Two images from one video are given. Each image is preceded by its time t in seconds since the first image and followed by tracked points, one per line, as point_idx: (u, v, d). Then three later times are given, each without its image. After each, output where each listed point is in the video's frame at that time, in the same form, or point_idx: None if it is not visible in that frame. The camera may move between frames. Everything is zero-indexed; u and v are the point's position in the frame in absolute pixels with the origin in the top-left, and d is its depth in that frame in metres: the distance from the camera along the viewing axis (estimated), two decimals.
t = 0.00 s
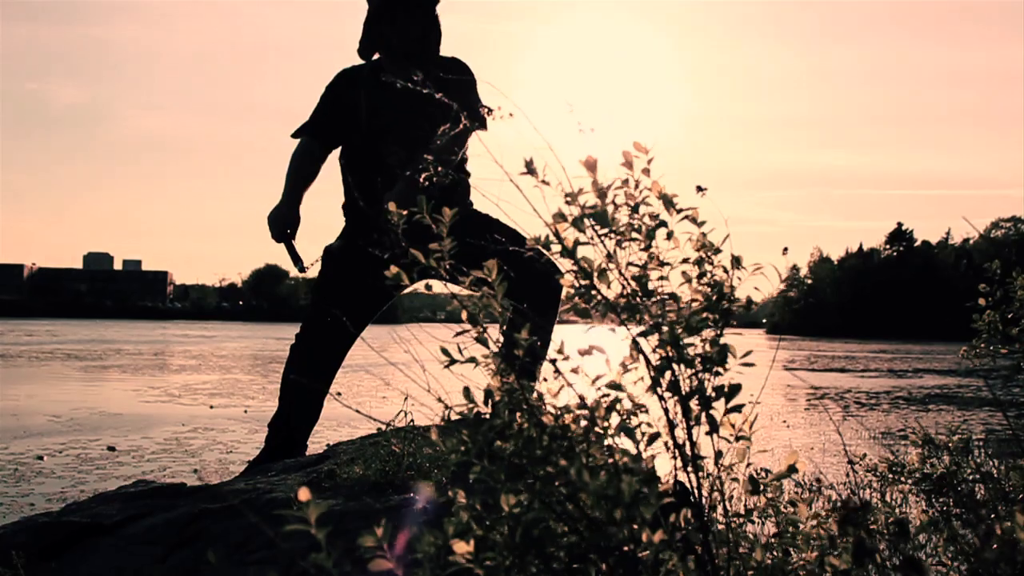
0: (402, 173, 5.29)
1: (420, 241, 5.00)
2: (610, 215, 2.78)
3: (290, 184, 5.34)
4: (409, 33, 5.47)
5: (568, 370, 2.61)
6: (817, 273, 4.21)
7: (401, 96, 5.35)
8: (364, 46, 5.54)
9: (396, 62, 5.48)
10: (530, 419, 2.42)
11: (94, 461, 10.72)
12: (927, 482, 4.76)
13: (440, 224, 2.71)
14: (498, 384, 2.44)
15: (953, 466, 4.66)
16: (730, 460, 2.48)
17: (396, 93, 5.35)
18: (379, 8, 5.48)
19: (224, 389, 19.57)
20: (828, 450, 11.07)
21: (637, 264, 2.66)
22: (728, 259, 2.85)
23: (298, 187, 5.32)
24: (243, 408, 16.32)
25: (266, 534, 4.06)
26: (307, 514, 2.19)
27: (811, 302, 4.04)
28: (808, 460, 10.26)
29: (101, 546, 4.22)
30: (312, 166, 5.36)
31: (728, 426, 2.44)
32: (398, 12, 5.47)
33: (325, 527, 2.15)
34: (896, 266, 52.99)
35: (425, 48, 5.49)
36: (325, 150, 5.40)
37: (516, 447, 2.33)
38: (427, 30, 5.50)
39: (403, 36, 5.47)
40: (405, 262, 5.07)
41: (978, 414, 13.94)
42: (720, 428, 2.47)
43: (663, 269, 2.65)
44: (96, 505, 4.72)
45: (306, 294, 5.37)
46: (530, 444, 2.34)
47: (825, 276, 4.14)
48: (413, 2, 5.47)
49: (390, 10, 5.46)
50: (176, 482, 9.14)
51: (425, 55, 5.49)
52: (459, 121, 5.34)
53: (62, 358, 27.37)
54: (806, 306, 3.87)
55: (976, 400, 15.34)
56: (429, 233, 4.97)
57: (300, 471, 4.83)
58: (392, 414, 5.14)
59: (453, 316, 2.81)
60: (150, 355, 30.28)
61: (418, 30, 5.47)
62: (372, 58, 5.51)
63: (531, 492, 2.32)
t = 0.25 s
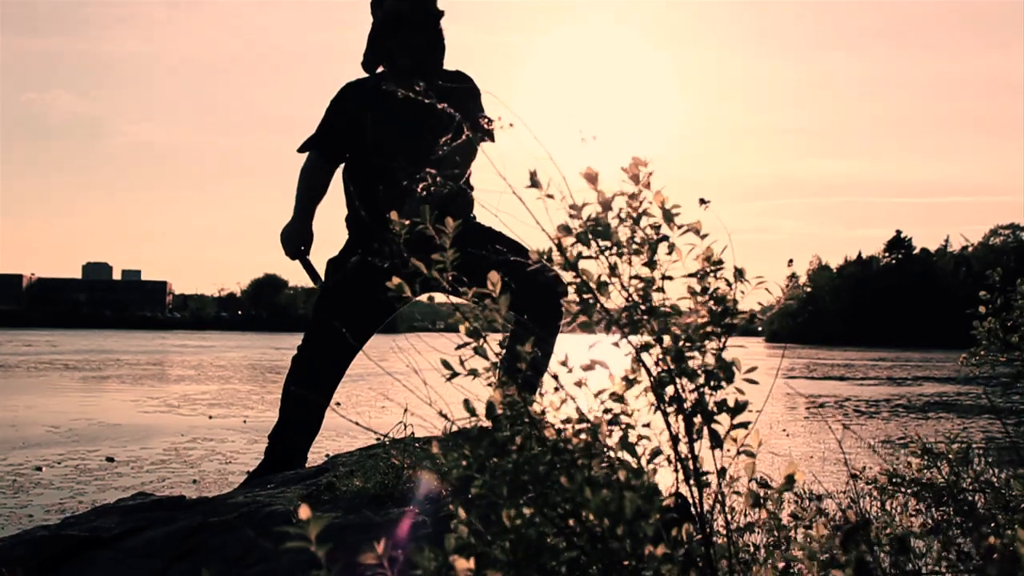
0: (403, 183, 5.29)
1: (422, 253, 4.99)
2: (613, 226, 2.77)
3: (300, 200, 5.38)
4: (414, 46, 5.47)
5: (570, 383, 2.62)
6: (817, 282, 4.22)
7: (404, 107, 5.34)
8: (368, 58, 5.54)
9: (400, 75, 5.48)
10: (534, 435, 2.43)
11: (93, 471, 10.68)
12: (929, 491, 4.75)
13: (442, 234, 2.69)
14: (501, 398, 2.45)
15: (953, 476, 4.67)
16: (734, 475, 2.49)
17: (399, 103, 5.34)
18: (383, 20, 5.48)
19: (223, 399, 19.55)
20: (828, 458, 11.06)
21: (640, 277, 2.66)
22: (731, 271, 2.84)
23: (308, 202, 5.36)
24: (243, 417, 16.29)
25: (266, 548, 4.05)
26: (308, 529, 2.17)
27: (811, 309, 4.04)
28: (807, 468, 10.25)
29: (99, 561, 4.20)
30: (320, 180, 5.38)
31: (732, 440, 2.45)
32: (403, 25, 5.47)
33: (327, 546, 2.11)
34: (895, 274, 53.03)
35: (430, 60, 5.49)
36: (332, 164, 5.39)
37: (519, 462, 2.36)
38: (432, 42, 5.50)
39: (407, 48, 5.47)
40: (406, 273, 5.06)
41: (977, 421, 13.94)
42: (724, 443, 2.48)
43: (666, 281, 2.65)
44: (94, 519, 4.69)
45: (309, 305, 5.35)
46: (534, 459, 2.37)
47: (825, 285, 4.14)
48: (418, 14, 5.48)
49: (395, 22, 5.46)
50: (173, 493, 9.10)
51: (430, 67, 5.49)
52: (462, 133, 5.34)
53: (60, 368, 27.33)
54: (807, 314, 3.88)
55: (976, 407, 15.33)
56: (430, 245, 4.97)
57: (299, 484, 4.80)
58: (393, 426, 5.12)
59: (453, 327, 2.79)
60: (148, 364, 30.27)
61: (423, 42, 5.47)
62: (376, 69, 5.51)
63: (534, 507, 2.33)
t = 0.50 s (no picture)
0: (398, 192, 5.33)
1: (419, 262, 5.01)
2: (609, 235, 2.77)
3: (312, 212, 5.36)
4: (415, 58, 5.55)
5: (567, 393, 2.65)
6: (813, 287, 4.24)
7: (405, 115, 5.38)
8: (371, 71, 5.61)
9: (401, 85, 5.54)
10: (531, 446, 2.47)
11: (92, 480, 10.68)
12: (929, 495, 4.75)
13: (436, 244, 2.69)
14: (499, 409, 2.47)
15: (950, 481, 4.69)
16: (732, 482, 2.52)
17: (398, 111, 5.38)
18: (385, 33, 5.58)
19: (222, 406, 19.54)
20: (828, 463, 11.06)
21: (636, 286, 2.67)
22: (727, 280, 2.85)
23: (320, 214, 5.35)
24: (242, 425, 16.29)
25: (264, 556, 4.07)
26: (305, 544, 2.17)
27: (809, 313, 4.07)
28: (808, 474, 10.25)
29: (98, 570, 4.21)
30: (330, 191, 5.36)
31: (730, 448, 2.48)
32: (404, 37, 5.56)
33: (325, 559, 2.10)
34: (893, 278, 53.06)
35: (430, 72, 5.56)
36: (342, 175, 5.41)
37: (516, 472, 2.41)
38: (433, 54, 5.57)
39: (408, 59, 5.55)
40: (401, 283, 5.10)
41: (976, 425, 13.95)
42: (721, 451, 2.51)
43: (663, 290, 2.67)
44: (93, 528, 4.69)
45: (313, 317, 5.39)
46: (531, 469, 2.41)
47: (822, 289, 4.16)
48: (420, 27, 5.57)
49: (396, 34, 5.56)
50: (172, 501, 9.10)
51: (430, 79, 5.55)
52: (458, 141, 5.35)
53: (59, 376, 27.31)
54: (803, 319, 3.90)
55: (975, 411, 15.35)
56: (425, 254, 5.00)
57: (298, 492, 4.79)
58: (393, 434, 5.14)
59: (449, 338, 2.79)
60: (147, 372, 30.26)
61: (424, 54, 5.55)
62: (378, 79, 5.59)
63: (531, 516, 2.39)
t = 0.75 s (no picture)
0: (400, 196, 5.38)
1: (416, 270, 5.05)
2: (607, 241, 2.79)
3: (331, 217, 5.40)
4: (420, 60, 5.55)
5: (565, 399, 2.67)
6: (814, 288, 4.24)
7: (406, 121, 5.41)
8: (377, 75, 5.63)
9: (406, 88, 5.56)
10: (530, 452, 2.50)
11: (93, 481, 10.69)
12: (929, 498, 4.77)
13: (433, 251, 2.70)
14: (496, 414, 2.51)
15: (951, 485, 4.70)
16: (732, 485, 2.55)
17: (396, 117, 5.40)
18: (392, 35, 5.59)
19: (223, 407, 19.53)
20: (829, 463, 11.07)
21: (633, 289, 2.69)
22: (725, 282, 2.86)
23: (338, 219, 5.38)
24: (243, 426, 16.29)
25: (265, 561, 4.08)
26: (306, 550, 2.16)
27: (810, 313, 4.08)
28: (808, 474, 10.26)
29: (100, 573, 4.22)
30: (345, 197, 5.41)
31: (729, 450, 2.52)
32: (410, 40, 5.57)
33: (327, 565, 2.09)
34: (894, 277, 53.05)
35: (434, 76, 5.56)
36: (357, 179, 5.43)
37: (516, 479, 2.42)
38: (438, 58, 5.58)
39: (413, 63, 5.56)
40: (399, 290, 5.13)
41: (976, 425, 13.95)
42: (721, 452, 2.54)
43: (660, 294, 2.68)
44: (94, 530, 4.70)
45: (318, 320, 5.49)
46: (531, 475, 2.43)
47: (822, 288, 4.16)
48: (426, 30, 5.58)
49: (403, 37, 5.57)
50: (173, 502, 9.11)
51: (436, 82, 5.55)
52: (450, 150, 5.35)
53: (60, 378, 27.35)
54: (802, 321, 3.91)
55: (976, 411, 15.35)
56: (423, 262, 5.03)
57: (300, 494, 4.80)
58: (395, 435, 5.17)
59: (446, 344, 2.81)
60: (149, 373, 30.27)
61: (430, 57, 5.56)
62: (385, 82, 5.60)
63: (531, 522, 2.40)
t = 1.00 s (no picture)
0: (400, 207, 5.40)
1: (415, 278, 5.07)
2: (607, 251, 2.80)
3: (344, 226, 5.33)
4: (428, 69, 5.56)
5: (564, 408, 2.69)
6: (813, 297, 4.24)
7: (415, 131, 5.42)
8: (384, 83, 5.62)
9: (412, 97, 5.56)
10: (529, 460, 2.50)
11: (91, 486, 10.67)
12: (927, 506, 4.76)
13: (435, 262, 2.72)
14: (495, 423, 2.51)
15: (949, 492, 4.70)
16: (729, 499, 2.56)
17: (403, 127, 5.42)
18: (399, 44, 5.58)
19: (222, 412, 19.52)
20: (827, 471, 11.07)
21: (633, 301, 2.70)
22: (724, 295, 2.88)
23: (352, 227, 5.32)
24: (241, 430, 16.28)
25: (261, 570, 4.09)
26: (302, 560, 2.18)
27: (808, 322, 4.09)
28: (807, 482, 10.26)
29: None
30: (358, 206, 5.36)
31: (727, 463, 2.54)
32: (417, 50, 5.57)
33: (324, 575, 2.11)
34: (893, 285, 53.07)
35: (440, 87, 5.57)
36: (369, 189, 5.41)
37: (514, 487, 2.43)
38: (445, 69, 5.59)
39: (420, 72, 5.56)
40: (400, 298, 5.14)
41: (975, 434, 13.95)
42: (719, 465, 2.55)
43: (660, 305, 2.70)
44: (92, 536, 4.69)
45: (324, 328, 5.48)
46: (529, 483, 2.44)
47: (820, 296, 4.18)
48: (433, 41, 5.58)
49: (410, 46, 5.56)
50: (171, 507, 9.09)
51: (442, 93, 5.57)
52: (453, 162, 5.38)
53: (59, 381, 27.33)
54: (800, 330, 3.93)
55: (974, 420, 15.34)
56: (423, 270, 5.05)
57: (297, 501, 4.80)
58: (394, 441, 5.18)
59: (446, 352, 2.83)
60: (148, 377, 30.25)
61: (436, 68, 5.56)
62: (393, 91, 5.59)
63: (529, 531, 2.43)
